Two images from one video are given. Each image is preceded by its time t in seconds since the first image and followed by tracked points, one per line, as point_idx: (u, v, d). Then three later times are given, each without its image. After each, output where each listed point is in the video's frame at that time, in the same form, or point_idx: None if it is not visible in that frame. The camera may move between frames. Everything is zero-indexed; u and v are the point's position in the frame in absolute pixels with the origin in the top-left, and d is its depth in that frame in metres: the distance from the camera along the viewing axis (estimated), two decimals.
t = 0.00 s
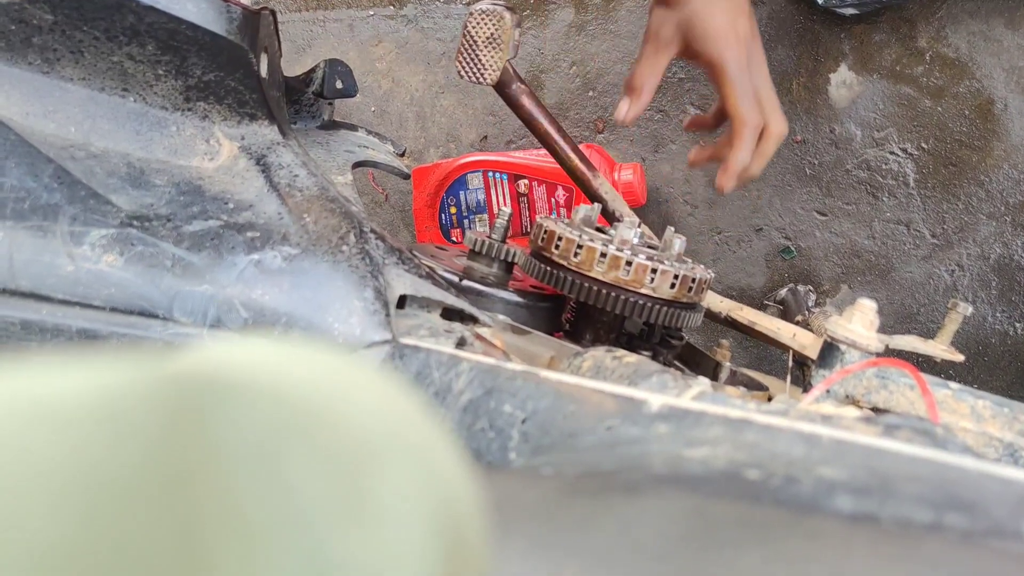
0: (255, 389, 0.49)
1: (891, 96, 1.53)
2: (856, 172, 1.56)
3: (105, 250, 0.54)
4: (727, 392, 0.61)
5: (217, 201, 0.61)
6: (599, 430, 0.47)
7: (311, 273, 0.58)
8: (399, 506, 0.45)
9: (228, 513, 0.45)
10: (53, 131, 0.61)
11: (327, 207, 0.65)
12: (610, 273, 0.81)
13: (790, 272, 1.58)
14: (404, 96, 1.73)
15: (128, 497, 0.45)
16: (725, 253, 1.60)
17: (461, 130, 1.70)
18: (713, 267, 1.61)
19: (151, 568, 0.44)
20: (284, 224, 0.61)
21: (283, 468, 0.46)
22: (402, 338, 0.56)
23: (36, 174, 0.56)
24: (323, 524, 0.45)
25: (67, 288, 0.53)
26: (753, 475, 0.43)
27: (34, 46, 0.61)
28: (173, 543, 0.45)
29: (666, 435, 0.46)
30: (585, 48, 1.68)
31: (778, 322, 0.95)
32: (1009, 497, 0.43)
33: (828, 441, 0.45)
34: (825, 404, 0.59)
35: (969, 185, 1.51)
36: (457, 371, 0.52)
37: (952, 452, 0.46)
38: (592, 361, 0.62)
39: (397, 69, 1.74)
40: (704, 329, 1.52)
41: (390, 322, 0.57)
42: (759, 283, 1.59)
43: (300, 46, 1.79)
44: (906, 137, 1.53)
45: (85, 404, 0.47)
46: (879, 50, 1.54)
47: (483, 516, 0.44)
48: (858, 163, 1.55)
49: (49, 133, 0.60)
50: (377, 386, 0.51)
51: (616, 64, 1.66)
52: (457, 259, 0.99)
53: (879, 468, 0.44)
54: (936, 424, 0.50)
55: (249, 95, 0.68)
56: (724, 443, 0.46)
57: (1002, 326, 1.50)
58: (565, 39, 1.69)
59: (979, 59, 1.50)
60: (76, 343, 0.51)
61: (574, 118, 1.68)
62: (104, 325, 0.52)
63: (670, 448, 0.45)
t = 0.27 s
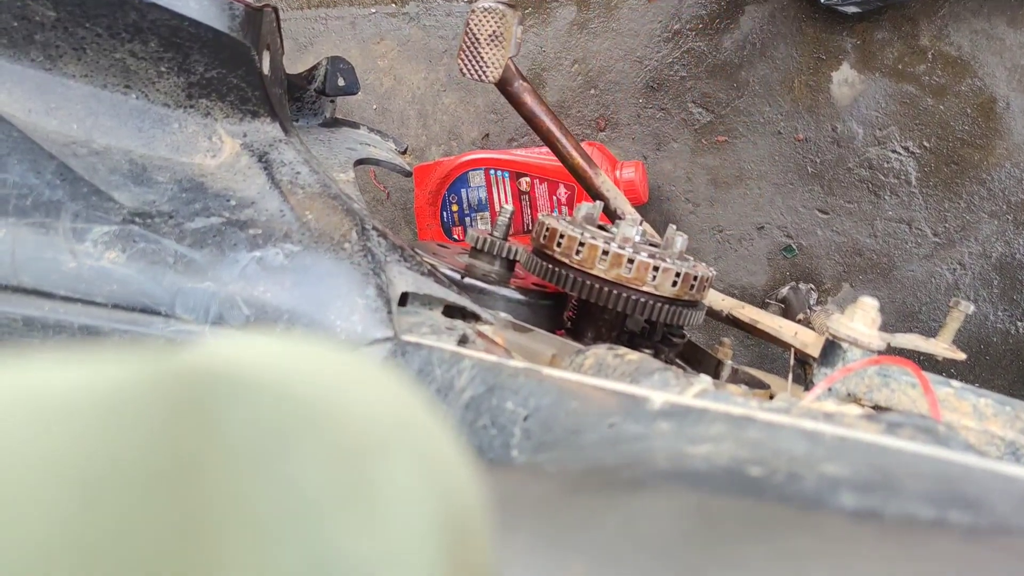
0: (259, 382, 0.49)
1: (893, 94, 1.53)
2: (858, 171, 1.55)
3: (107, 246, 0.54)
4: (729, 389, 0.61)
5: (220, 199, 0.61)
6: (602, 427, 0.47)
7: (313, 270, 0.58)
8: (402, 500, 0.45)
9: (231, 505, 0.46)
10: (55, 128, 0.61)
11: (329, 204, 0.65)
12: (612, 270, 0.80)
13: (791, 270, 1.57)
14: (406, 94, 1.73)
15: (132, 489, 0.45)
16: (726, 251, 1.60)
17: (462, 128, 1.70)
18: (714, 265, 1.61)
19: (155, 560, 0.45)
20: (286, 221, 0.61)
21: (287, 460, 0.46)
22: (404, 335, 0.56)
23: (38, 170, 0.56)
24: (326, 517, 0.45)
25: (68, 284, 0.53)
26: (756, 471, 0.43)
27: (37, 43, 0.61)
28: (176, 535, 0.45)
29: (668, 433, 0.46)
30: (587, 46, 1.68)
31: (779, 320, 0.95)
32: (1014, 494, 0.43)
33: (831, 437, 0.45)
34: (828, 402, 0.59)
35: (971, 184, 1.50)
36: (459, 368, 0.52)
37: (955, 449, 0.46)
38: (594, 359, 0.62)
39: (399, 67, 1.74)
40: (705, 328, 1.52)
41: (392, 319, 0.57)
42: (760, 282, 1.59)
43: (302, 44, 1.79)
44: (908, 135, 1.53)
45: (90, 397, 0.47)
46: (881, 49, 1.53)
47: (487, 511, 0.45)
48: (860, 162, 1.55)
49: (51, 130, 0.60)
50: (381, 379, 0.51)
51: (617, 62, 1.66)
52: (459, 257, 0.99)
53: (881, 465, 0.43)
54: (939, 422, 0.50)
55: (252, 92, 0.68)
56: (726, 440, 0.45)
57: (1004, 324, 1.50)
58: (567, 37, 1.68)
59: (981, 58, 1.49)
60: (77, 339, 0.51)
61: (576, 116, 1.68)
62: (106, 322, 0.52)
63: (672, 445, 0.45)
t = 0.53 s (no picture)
0: (261, 377, 0.49)
1: (894, 93, 1.53)
2: (859, 170, 1.55)
3: (109, 243, 0.54)
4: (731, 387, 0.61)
5: (221, 196, 0.61)
6: (603, 424, 0.47)
7: (314, 267, 0.58)
8: (404, 496, 0.45)
9: (235, 500, 0.46)
10: (57, 125, 0.61)
11: (331, 201, 0.65)
12: (613, 268, 0.80)
13: (792, 269, 1.57)
14: (407, 92, 1.73)
15: (136, 484, 0.45)
16: (727, 250, 1.60)
17: (464, 127, 1.70)
18: (715, 264, 1.61)
19: (158, 554, 0.45)
20: (288, 218, 0.61)
21: (289, 454, 0.46)
22: (405, 332, 0.56)
23: (40, 167, 0.56)
24: (329, 513, 0.45)
25: (70, 281, 0.53)
26: (758, 469, 0.43)
27: (39, 39, 0.61)
28: (178, 529, 0.45)
29: (670, 430, 0.46)
30: (588, 45, 1.68)
31: (780, 319, 0.95)
32: (1017, 491, 0.42)
33: (834, 436, 0.45)
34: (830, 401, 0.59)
35: (972, 183, 1.50)
36: (461, 366, 0.52)
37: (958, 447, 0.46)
38: (596, 356, 0.62)
39: (400, 65, 1.74)
40: (706, 326, 1.52)
41: (394, 316, 0.57)
42: (761, 280, 1.59)
43: (303, 42, 1.79)
44: (910, 134, 1.53)
45: (92, 392, 0.47)
46: (882, 47, 1.53)
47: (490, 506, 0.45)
48: (861, 161, 1.55)
49: (53, 127, 0.60)
50: (383, 374, 0.51)
51: (619, 60, 1.66)
52: (461, 255, 0.99)
53: (884, 463, 0.43)
54: (941, 420, 0.50)
55: (254, 90, 0.68)
56: (728, 437, 0.45)
57: (1005, 323, 1.50)
58: (568, 36, 1.68)
59: (982, 57, 1.49)
60: (78, 336, 0.51)
61: (577, 115, 1.68)
62: (108, 319, 0.52)
63: (674, 442, 0.45)
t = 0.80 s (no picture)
0: (262, 374, 0.49)
1: (895, 93, 1.53)
2: (860, 169, 1.55)
3: (110, 241, 0.55)
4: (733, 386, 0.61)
5: (223, 193, 0.61)
6: (605, 421, 0.47)
7: (315, 264, 0.58)
8: (405, 496, 0.45)
9: (235, 500, 0.46)
10: (58, 122, 0.61)
11: (332, 199, 0.65)
12: (614, 267, 0.80)
13: (793, 267, 1.57)
14: (408, 91, 1.73)
15: (136, 483, 0.46)
16: (728, 249, 1.60)
17: (465, 125, 1.70)
18: (716, 262, 1.61)
19: (159, 555, 0.45)
20: (290, 216, 0.61)
21: (290, 451, 0.46)
22: (406, 330, 0.55)
23: (42, 164, 0.56)
24: (329, 513, 0.45)
25: (72, 278, 0.53)
26: (760, 466, 0.43)
27: (40, 37, 0.61)
28: (179, 526, 0.46)
29: (671, 428, 0.46)
30: (589, 44, 1.68)
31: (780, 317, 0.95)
32: (1019, 488, 0.43)
33: (835, 433, 0.45)
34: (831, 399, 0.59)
35: (973, 182, 1.50)
36: (462, 364, 0.52)
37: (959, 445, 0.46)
38: (597, 354, 0.62)
39: (401, 64, 1.74)
40: (707, 325, 1.52)
41: (396, 314, 0.57)
42: (762, 279, 1.59)
43: (304, 40, 1.79)
44: (911, 133, 1.53)
45: (92, 388, 0.47)
46: (883, 46, 1.53)
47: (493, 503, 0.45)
48: (862, 160, 1.55)
49: (54, 125, 0.60)
50: (384, 371, 0.51)
51: (620, 59, 1.66)
52: (462, 253, 0.99)
53: (885, 461, 0.43)
54: (942, 419, 0.50)
55: (256, 88, 0.68)
56: (730, 435, 0.45)
57: (1005, 322, 1.50)
58: (570, 35, 1.68)
59: (984, 55, 1.49)
60: (80, 333, 0.51)
61: (578, 113, 1.68)
62: (109, 316, 0.52)
63: (676, 439, 0.45)
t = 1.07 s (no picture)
0: (263, 372, 0.49)
1: (896, 91, 1.53)
2: (861, 168, 1.55)
3: (110, 239, 0.54)
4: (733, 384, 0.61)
5: (223, 192, 0.61)
6: (605, 420, 0.47)
7: (316, 263, 0.58)
8: (406, 494, 0.45)
9: (235, 498, 0.46)
10: (58, 121, 0.61)
11: (332, 197, 0.65)
12: (615, 266, 0.80)
13: (793, 266, 1.57)
14: (408, 89, 1.73)
15: (136, 482, 0.45)
16: (729, 247, 1.60)
17: (465, 124, 1.70)
18: (717, 261, 1.61)
19: (157, 555, 0.45)
20: (290, 214, 0.61)
21: (290, 449, 0.46)
22: (407, 329, 0.55)
23: (42, 162, 0.56)
24: (329, 510, 0.45)
25: (72, 277, 0.53)
26: (760, 465, 0.43)
27: (40, 35, 0.61)
28: (176, 524, 0.45)
29: (672, 426, 0.46)
30: (590, 42, 1.67)
31: (781, 316, 0.95)
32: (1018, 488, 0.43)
33: (835, 432, 0.45)
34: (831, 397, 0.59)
35: (973, 180, 1.50)
36: (462, 363, 0.52)
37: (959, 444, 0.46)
38: (598, 353, 0.62)
39: (402, 62, 1.74)
40: (708, 324, 1.52)
41: (396, 313, 0.57)
42: (762, 278, 1.59)
43: (304, 39, 1.79)
44: (911, 132, 1.52)
45: (93, 385, 0.47)
46: (884, 45, 1.53)
47: (494, 501, 0.45)
48: (863, 159, 1.55)
49: (54, 123, 0.60)
50: (385, 370, 0.51)
51: (620, 58, 1.66)
52: (463, 252, 0.99)
53: (886, 459, 0.44)
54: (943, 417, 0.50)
55: (256, 86, 0.67)
56: (731, 434, 0.45)
57: (1006, 321, 1.50)
58: (570, 33, 1.68)
59: (985, 54, 1.49)
60: (80, 332, 0.51)
61: (579, 112, 1.68)
62: (109, 315, 0.52)
63: (676, 438, 0.45)
